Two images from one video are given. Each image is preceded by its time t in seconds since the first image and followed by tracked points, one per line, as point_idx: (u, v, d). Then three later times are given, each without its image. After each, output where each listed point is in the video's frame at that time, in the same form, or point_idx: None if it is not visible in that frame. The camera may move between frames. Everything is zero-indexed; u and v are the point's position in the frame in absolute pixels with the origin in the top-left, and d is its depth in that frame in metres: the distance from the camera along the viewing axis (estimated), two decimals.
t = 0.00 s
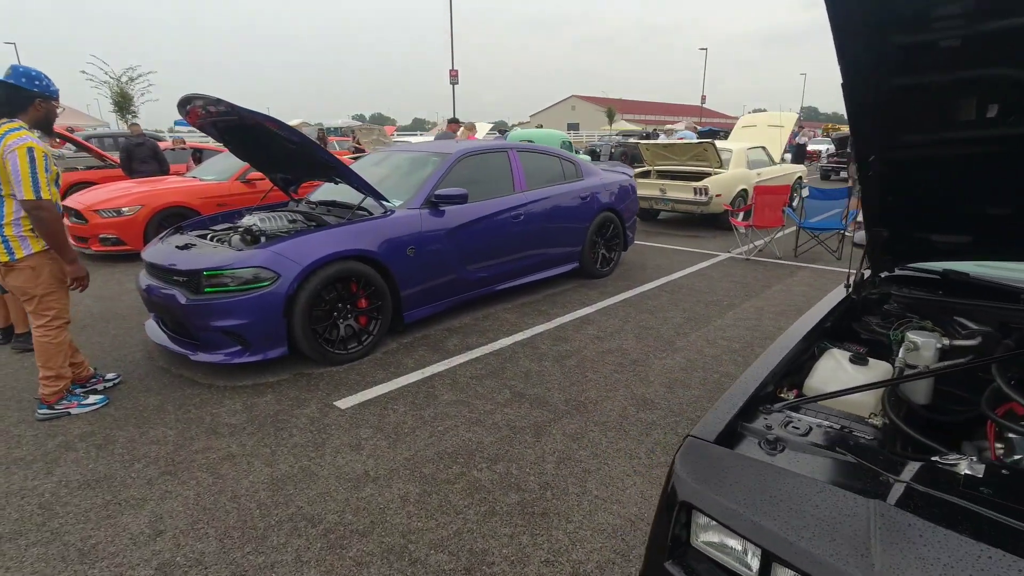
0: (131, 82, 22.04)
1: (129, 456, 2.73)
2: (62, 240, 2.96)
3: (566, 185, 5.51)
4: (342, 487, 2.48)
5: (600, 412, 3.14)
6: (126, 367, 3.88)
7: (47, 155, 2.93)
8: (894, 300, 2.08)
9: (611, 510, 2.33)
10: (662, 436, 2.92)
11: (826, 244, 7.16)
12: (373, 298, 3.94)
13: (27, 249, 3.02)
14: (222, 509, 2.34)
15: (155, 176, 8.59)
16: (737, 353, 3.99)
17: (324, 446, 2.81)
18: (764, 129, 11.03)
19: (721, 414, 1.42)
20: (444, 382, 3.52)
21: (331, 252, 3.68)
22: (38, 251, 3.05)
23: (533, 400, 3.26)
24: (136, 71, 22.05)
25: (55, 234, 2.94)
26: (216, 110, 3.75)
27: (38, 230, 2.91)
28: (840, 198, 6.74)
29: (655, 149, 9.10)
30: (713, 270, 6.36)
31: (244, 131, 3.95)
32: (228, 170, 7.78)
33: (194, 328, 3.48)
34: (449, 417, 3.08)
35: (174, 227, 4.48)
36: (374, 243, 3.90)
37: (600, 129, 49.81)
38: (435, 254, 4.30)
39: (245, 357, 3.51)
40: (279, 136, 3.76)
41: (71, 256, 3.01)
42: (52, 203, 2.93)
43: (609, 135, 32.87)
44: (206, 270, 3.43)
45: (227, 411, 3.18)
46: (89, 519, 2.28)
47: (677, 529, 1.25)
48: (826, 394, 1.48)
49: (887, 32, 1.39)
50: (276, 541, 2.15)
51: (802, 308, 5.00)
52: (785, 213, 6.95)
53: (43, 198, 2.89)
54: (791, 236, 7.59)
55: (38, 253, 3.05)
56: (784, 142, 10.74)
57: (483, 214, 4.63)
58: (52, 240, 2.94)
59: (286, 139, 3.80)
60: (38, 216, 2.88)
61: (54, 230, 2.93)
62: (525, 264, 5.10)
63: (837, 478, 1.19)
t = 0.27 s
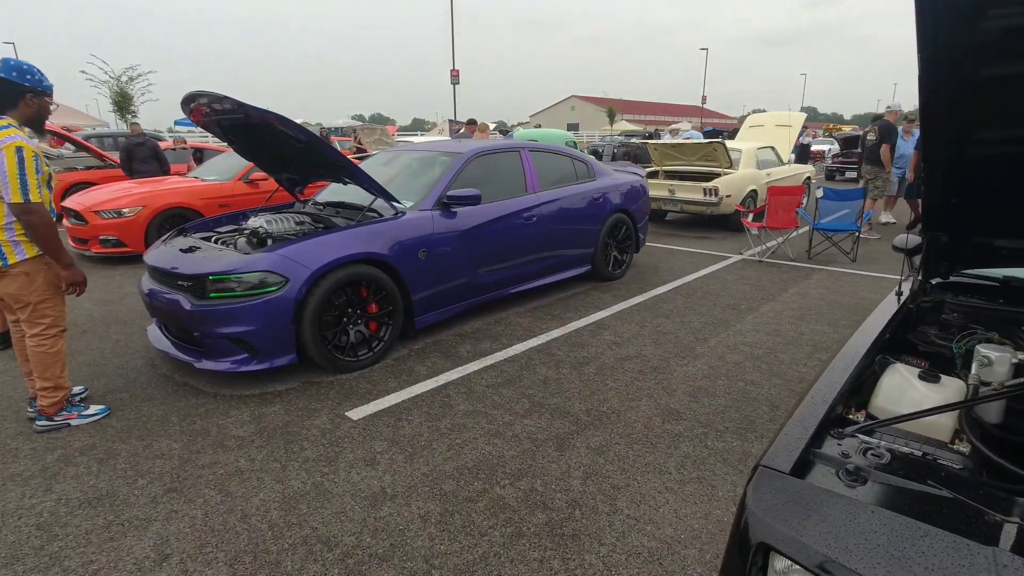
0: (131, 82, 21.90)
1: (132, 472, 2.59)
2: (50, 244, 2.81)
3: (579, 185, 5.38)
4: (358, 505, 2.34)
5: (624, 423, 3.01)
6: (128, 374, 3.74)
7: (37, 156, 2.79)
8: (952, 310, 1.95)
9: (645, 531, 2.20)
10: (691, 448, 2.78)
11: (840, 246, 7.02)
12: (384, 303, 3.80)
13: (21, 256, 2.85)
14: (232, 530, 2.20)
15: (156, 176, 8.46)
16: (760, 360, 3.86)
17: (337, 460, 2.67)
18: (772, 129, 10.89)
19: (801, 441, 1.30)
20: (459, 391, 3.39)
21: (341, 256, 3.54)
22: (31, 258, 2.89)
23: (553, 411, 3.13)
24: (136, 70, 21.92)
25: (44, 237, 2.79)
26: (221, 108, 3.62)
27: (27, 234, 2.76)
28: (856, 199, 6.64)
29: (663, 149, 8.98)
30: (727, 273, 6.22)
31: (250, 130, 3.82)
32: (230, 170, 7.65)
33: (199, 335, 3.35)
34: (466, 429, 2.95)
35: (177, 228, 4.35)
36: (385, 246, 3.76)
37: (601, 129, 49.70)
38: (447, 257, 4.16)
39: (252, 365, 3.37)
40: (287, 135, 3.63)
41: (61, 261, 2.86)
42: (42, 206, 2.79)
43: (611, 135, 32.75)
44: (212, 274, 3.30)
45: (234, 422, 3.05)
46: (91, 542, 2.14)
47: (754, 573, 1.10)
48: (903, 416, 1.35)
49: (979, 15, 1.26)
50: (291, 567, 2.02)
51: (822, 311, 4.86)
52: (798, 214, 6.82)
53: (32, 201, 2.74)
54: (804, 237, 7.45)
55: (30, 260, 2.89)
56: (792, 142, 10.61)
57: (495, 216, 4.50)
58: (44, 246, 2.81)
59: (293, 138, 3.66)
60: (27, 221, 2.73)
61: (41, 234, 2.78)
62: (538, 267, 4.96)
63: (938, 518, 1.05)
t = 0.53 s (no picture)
0: (131, 82, 21.79)
1: (138, 491, 2.47)
2: (61, 247, 2.71)
3: (591, 188, 5.27)
4: (377, 528, 2.23)
5: (650, 437, 2.89)
6: (132, 384, 3.62)
7: (28, 157, 2.66)
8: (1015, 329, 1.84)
9: (682, 557, 2.08)
10: (722, 464, 2.67)
11: (854, 249, 6.90)
12: (396, 311, 3.69)
13: (20, 263, 2.73)
14: (245, 556, 2.09)
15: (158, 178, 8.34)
16: (784, 369, 3.74)
17: (353, 479, 2.55)
18: (780, 129, 10.78)
19: (886, 483, 1.17)
20: (476, 403, 3.27)
21: (353, 263, 3.42)
22: (31, 265, 2.77)
23: (575, 424, 3.02)
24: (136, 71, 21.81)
25: (52, 241, 2.69)
26: (229, 109, 3.50)
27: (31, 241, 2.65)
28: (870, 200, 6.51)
29: (672, 150, 8.87)
30: (740, 277, 6.11)
31: (258, 131, 3.70)
32: (233, 172, 7.52)
33: (207, 345, 3.23)
34: (486, 444, 2.83)
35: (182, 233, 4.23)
36: (397, 252, 3.64)
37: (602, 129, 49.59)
38: (459, 263, 4.05)
39: (261, 376, 3.25)
40: (296, 137, 3.50)
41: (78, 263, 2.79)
42: (40, 210, 2.67)
43: (611, 136, 32.61)
44: (220, 282, 3.18)
45: (243, 436, 2.93)
46: (96, 569, 2.02)
47: None
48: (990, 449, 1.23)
49: None
50: None
51: (842, 317, 4.75)
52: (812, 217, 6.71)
53: (29, 205, 2.62)
54: (816, 240, 7.34)
55: (29, 268, 2.77)
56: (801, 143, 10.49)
57: (509, 220, 4.38)
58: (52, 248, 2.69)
59: (303, 140, 3.54)
60: (28, 226, 2.62)
61: (45, 239, 2.67)
62: (550, 272, 4.85)
63: None
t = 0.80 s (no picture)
0: (131, 82, 21.68)
1: (150, 504, 2.38)
2: (55, 250, 2.58)
3: (605, 189, 5.18)
4: (401, 544, 2.14)
5: (676, 447, 2.81)
6: (140, 390, 3.52)
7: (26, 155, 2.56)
8: None
9: (721, 574, 2.00)
10: (753, 475, 2.58)
11: (866, 250, 6.79)
12: (410, 315, 3.60)
13: (26, 267, 2.62)
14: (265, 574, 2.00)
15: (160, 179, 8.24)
16: (807, 374, 3.66)
17: (372, 491, 2.46)
18: (786, 130, 10.71)
19: (971, 512, 1.20)
20: (495, 410, 3.19)
21: (368, 266, 3.33)
22: (36, 268, 2.67)
23: (598, 433, 2.94)
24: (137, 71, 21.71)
25: (45, 246, 2.55)
26: (239, 108, 3.40)
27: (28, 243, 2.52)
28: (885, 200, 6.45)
29: (680, 151, 8.78)
30: (753, 279, 6.03)
31: (268, 130, 3.60)
32: (237, 172, 7.43)
33: (218, 351, 3.14)
34: (508, 453, 2.75)
35: (189, 235, 4.14)
36: (412, 255, 3.55)
37: (602, 130, 49.53)
38: (474, 266, 3.97)
39: (273, 383, 3.16)
40: (309, 137, 3.41)
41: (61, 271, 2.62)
42: (41, 209, 2.57)
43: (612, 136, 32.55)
44: (232, 287, 3.09)
45: (256, 446, 2.84)
46: None
47: None
48: None
49: None
50: None
51: (861, 320, 4.67)
52: (824, 218, 6.63)
53: (31, 203, 2.52)
54: (828, 242, 7.27)
55: (36, 270, 2.67)
56: (808, 142, 10.41)
57: (523, 222, 4.30)
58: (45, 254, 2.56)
59: (315, 140, 3.44)
60: (29, 226, 2.51)
61: (43, 240, 2.54)
62: (564, 274, 4.77)
63: None
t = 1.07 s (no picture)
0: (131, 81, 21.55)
1: (167, 517, 2.28)
2: (52, 248, 2.47)
3: (621, 188, 5.09)
4: (433, 560, 2.04)
5: (710, 455, 2.72)
6: (151, 396, 3.42)
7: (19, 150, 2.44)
8: None
9: None
10: (793, 485, 2.49)
11: (881, 250, 6.72)
12: (428, 318, 3.50)
13: (26, 269, 2.51)
14: None
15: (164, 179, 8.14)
16: (835, 379, 3.57)
17: (399, 503, 2.36)
18: (795, 129, 10.63)
19: None
20: (518, 416, 3.09)
21: (387, 268, 3.23)
22: (37, 270, 2.56)
23: (628, 441, 2.85)
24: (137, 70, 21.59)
25: (40, 244, 2.43)
26: (254, 105, 3.30)
27: (25, 241, 2.41)
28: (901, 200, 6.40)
29: (689, 150, 8.70)
30: (769, 280, 5.94)
31: (282, 128, 3.50)
32: (243, 172, 7.32)
33: (233, 356, 3.04)
34: (537, 463, 2.65)
35: (200, 236, 4.04)
36: (431, 257, 3.46)
37: (603, 130, 49.45)
38: (493, 267, 3.87)
39: (290, 389, 3.07)
40: (326, 135, 3.31)
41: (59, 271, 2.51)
42: (36, 206, 2.46)
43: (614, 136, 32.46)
44: (248, 290, 3.00)
45: (275, 455, 2.74)
46: None
47: None
48: None
49: None
50: None
51: (884, 323, 4.58)
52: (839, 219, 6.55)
53: (27, 200, 2.41)
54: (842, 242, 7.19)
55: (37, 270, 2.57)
56: (817, 140, 10.31)
57: (541, 222, 4.20)
58: (38, 252, 2.44)
59: (332, 137, 3.35)
60: (26, 223, 2.40)
61: (40, 237, 2.43)
62: (580, 276, 4.68)
63: None
